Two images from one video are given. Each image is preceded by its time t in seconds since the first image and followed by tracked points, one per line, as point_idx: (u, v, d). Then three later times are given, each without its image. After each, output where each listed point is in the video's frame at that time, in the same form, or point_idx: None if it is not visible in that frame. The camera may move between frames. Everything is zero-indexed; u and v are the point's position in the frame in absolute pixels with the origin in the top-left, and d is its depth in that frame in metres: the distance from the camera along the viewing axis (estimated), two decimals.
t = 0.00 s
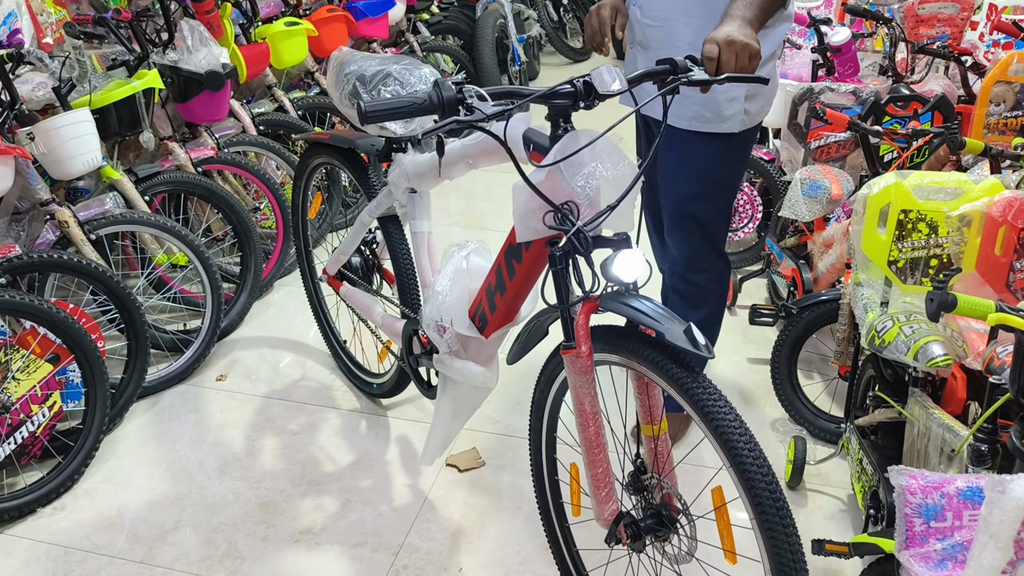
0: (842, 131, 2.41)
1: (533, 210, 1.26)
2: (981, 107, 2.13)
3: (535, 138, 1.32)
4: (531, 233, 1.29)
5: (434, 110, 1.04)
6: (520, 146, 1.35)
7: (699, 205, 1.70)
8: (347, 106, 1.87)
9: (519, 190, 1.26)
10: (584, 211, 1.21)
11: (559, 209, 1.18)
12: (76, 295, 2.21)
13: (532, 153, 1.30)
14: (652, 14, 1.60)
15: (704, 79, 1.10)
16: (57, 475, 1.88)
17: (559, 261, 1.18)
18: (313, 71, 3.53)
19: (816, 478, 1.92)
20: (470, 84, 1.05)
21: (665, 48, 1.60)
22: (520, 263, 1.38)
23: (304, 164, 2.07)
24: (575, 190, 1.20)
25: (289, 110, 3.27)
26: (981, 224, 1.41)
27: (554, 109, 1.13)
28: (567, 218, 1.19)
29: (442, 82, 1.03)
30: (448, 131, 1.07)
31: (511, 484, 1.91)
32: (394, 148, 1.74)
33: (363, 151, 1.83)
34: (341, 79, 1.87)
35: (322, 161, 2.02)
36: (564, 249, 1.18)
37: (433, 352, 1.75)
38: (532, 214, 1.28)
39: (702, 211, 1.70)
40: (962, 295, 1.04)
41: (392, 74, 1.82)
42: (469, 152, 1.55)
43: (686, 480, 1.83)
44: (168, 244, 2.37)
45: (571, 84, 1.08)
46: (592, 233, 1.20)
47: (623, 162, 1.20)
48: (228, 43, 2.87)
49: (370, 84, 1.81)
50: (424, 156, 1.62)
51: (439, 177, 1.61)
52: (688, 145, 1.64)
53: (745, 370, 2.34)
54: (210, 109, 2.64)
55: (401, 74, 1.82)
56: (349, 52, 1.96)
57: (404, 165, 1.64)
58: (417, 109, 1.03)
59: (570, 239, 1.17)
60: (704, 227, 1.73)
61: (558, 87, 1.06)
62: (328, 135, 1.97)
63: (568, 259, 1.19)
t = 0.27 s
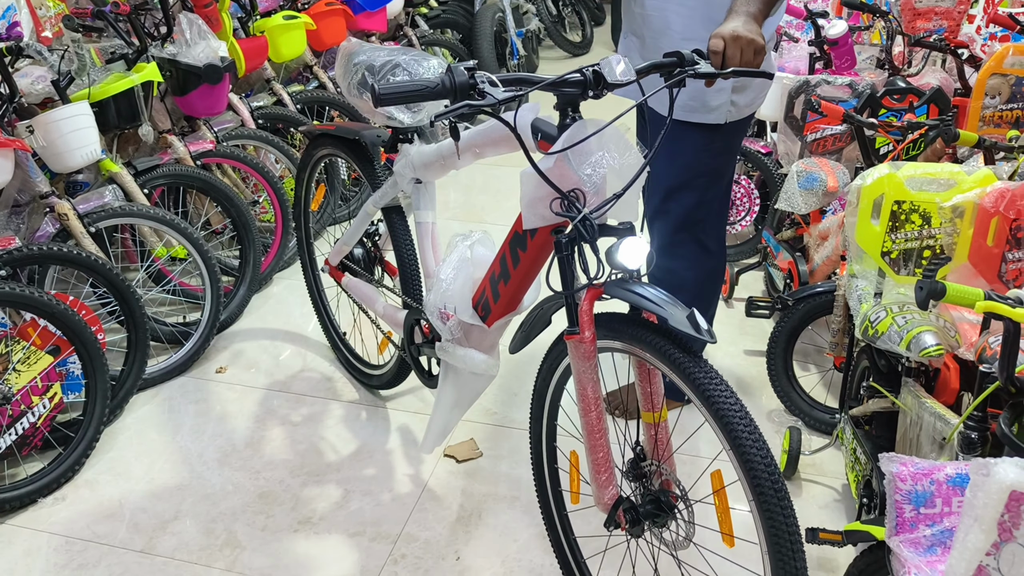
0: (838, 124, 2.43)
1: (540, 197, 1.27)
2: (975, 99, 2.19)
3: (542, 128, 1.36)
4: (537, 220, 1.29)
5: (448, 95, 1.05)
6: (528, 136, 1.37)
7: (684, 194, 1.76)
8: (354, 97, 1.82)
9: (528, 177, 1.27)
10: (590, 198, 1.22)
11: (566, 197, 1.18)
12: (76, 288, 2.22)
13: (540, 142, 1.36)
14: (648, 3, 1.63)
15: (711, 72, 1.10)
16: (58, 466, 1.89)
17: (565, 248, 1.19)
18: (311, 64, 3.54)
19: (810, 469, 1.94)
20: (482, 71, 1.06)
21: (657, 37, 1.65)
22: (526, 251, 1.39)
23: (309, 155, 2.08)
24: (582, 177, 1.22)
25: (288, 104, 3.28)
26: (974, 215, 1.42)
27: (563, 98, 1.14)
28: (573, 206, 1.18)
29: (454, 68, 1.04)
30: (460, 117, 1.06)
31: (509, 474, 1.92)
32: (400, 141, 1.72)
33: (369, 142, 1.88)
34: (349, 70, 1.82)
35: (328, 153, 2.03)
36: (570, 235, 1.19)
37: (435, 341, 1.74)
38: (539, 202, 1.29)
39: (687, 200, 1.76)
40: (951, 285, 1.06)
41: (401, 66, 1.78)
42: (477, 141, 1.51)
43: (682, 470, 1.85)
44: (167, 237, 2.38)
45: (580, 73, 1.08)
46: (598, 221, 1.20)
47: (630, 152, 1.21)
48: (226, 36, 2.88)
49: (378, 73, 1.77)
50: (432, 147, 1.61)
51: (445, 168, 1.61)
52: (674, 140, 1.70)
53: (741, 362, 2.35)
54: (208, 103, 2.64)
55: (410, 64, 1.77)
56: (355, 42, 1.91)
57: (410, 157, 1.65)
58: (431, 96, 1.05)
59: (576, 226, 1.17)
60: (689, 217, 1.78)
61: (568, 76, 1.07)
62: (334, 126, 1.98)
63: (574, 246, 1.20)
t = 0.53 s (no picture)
0: (833, 114, 2.46)
1: (545, 184, 1.28)
2: (969, 88, 2.21)
3: (550, 117, 1.34)
4: (544, 206, 1.30)
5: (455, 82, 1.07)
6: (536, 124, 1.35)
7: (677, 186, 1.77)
8: (364, 89, 1.77)
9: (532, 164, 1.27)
10: (594, 185, 1.23)
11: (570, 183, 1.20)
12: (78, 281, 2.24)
13: (546, 132, 1.33)
14: None
15: (714, 64, 1.11)
16: (62, 456, 1.91)
17: (569, 234, 1.21)
18: (310, 57, 3.55)
19: (806, 455, 1.95)
20: (490, 59, 1.08)
21: (646, 24, 1.69)
22: (530, 240, 1.40)
23: (313, 146, 2.09)
24: (585, 165, 1.22)
25: (287, 97, 3.29)
26: (965, 203, 1.42)
27: (569, 86, 1.15)
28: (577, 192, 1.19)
29: (461, 55, 1.07)
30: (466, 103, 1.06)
31: (507, 462, 1.94)
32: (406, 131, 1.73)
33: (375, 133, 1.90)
34: (357, 60, 1.78)
35: (332, 144, 2.03)
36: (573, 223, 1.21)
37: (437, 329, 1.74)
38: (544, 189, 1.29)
39: (680, 192, 1.78)
40: (939, 271, 1.07)
41: (410, 56, 1.73)
42: (483, 131, 1.51)
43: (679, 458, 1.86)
44: (167, 230, 2.40)
45: (585, 62, 1.10)
46: (602, 208, 1.21)
47: (634, 142, 1.21)
48: (225, 28, 2.90)
49: (387, 64, 1.72)
50: (438, 137, 1.61)
51: (449, 158, 1.62)
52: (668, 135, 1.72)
53: (738, 351, 2.37)
54: (207, 96, 2.66)
55: (418, 56, 1.72)
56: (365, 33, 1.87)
57: (415, 146, 1.65)
58: (439, 82, 1.07)
59: (580, 213, 1.18)
60: (682, 208, 1.80)
61: (574, 64, 1.08)
62: (341, 116, 1.98)
63: (577, 232, 1.21)
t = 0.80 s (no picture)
0: (834, 103, 2.49)
1: (553, 174, 1.28)
2: (971, 77, 2.22)
3: (557, 109, 1.33)
4: (552, 197, 1.30)
5: (465, 74, 1.08)
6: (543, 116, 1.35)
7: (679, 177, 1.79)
8: (370, 82, 1.73)
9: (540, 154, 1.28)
10: (601, 176, 1.22)
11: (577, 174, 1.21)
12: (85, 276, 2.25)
13: (555, 124, 1.33)
14: None
15: (720, 57, 1.12)
16: (72, 449, 1.93)
17: (576, 224, 1.23)
18: (311, 50, 3.56)
19: (808, 443, 1.97)
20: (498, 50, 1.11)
21: (644, 17, 1.70)
22: (537, 229, 1.41)
23: (319, 140, 2.09)
24: (593, 156, 1.22)
25: (289, 90, 3.29)
26: (966, 191, 1.43)
27: (576, 78, 1.15)
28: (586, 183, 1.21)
29: (471, 48, 1.08)
30: (476, 95, 1.07)
31: (512, 452, 1.96)
32: (412, 123, 1.72)
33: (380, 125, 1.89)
34: (363, 54, 1.74)
35: (338, 137, 2.04)
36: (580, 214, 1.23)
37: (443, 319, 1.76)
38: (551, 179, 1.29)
39: (682, 183, 1.79)
40: (939, 259, 1.06)
41: (417, 48, 1.70)
42: (489, 124, 1.52)
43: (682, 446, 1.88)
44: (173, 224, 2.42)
45: (593, 53, 1.10)
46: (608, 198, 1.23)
47: (640, 134, 1.22)
48: (227, 23, 2.89)
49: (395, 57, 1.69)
50: (445, 129, 1.62)
51: (455, 150, 1.62)
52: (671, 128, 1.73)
53: (740, 340, 2.38)
54: (210, 91, 2.67)
55: (426, 47, 1.69)
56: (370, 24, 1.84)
57: (423, 139, 1.67)
58: (450, 72, 1.07)
59: (586, 202, 1.21)
60: (684, 199, 1.82)
61: (581, 56, 1.09)
62: (346, 109, 1.98)
63: (585, 222, 1.24)
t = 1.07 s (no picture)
0: (832, 98, 2.49)
1: (567, 169, 1.29)
2: (968, 70, 2.23)
3: (570, 105, 1.34)
4: (566, 191, 1.31)
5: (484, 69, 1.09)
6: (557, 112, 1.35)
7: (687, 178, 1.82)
8: (377, 82, 1.74)
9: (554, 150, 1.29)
10: (614, 172, 1.23)
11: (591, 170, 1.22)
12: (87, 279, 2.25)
13: (567, 120, 1.34)
14: None
15: (731, 54, 1.13)
16: (78, 452, 1.93)
17: (590, 219, 1.24)
18: (307, 51, 3.54)
19: (813, 437, 1.98)
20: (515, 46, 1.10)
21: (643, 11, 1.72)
22: (548, 226, 1.41)
23: (322, 139, 2.10)
24: (606, 152, 1.22)
25: (285, 91, 3.27)
26: (968, 183, 1.45)
27: (590, 75, 1.17)
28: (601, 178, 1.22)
29: (488, 43, 1.09)
30: (493, 91, 1.09)
31: (518, 449, 1.97)
32: (419, 123, 1.71)
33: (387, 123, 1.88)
34: (370, 53, 1.75)
35: (342, 137, 2.05)
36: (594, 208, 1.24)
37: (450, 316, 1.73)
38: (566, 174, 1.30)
39: (685, 182, 1.81)
40: (948, 251, 1.08)
41: (425, 47, 1.72)
42: (500, 120, 1.49)
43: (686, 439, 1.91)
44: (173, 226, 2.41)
45: (607, 50, 1.11)
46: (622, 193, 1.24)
47: (653, 130, 1.22)
48: (223, 24, 2.88)
49: (402, 56, 1.70)
50: (453, 127, 1.63)
51: (464, 148, 1.63)
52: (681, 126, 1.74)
53: (742, 335, 2.40)
54: (208, 92, 2.66)
55: (435, 46, 1.71)
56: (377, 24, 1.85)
57: (430, 137, 1.67)
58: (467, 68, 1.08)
59: (600, 198, 1.22)
60: (691, 198, 1.84)
61: (596, 52, 1.10)
62: (349, 108, 1.99)
63: (599, 218, 1.24)
